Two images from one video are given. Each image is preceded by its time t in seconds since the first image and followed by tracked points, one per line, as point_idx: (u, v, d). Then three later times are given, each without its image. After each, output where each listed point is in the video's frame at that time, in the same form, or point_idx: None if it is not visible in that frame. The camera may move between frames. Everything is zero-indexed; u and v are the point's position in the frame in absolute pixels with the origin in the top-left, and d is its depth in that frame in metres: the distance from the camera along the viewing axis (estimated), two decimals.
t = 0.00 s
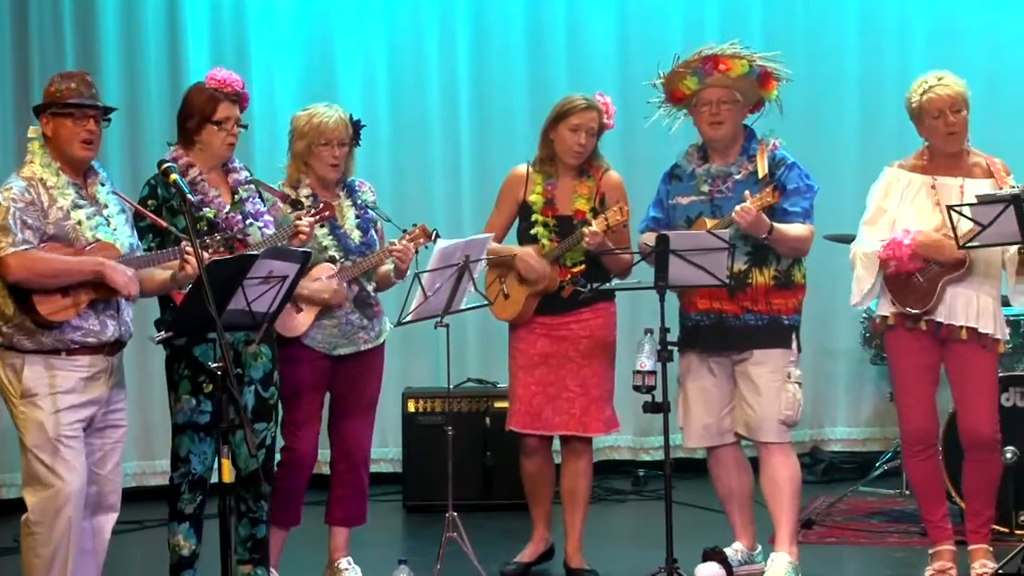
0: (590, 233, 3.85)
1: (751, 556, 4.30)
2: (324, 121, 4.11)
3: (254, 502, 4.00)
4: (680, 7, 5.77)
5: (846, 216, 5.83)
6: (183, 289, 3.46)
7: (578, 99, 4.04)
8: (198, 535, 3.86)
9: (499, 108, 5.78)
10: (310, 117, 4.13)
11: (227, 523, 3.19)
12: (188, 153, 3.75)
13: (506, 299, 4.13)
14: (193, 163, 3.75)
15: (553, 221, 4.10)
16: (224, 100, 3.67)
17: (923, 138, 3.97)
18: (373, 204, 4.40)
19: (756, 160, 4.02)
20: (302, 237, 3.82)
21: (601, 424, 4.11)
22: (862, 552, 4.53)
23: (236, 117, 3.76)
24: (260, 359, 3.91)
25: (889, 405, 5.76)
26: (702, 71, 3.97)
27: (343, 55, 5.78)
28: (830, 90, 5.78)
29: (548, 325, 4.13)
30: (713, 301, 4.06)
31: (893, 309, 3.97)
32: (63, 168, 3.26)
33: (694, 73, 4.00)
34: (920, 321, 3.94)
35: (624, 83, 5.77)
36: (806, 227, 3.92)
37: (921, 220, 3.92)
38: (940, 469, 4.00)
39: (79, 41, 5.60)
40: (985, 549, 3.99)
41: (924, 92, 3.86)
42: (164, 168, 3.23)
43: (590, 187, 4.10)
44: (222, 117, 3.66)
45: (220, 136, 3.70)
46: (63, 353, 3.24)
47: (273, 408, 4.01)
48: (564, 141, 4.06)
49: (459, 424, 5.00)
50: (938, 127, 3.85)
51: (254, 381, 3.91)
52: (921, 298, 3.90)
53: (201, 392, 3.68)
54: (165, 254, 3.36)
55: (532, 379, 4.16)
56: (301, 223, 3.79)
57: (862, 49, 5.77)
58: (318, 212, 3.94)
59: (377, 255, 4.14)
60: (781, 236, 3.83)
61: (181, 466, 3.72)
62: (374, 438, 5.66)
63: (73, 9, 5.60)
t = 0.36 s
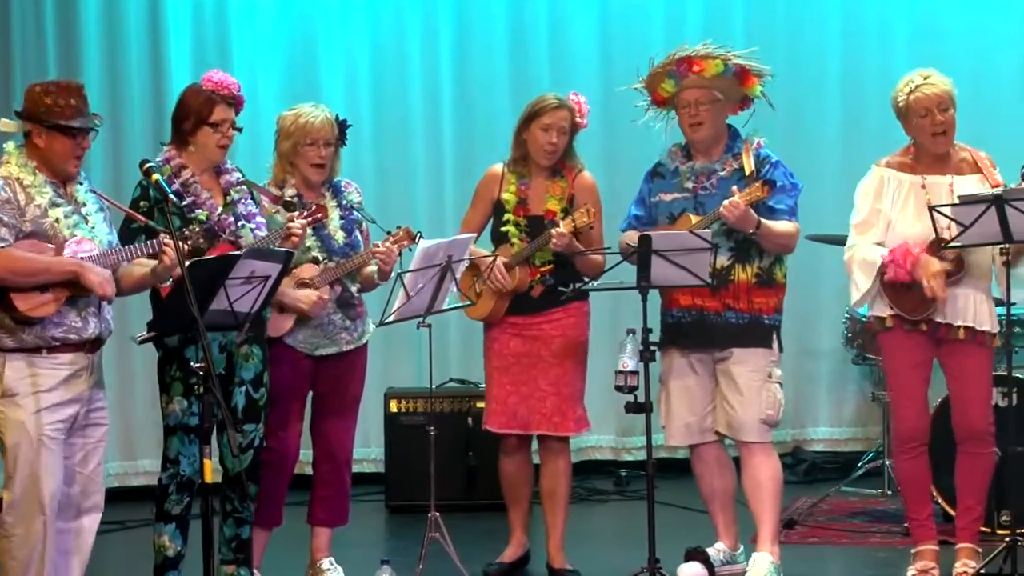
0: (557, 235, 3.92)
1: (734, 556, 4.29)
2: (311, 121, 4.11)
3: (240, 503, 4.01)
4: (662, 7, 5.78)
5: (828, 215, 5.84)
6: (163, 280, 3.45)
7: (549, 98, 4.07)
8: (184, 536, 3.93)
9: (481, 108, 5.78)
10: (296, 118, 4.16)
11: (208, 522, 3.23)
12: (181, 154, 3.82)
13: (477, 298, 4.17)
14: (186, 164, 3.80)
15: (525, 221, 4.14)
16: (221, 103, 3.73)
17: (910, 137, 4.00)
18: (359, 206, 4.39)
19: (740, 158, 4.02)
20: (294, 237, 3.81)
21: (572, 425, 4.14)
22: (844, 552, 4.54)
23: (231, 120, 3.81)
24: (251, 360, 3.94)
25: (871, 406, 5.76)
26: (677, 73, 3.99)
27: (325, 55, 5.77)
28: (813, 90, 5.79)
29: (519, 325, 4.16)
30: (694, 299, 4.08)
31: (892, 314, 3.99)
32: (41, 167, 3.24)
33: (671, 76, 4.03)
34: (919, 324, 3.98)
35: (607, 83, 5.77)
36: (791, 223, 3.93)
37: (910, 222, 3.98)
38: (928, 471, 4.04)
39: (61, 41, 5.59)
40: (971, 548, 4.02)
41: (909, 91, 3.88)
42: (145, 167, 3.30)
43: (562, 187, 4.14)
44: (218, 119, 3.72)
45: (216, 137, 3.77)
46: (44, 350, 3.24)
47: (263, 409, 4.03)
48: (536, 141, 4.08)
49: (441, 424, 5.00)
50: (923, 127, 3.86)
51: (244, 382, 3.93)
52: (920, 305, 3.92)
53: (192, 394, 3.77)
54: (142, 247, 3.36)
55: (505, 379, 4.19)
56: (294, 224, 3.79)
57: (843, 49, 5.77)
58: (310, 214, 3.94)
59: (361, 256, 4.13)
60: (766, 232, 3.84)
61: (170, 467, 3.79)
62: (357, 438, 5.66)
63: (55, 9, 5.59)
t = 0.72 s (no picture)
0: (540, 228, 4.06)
1: (714, 555, 4.30)
2: (295, 123, 4.10)
3: (222, 504, 4.02)
4: (642, 8, 5.78)
5: (808, 216, 5.85)
6: (140, 282, 3.48)
7: (511, 99, 4.19)
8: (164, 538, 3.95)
9: (462, 109, 5.78)
10: (282, 116, 4.15)
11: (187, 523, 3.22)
12: (164, 155, 3.77)
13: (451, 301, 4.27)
14: (169, 166, 3.75)
15: (494, 221, 4.27)
16: (205, 104, 3.69)
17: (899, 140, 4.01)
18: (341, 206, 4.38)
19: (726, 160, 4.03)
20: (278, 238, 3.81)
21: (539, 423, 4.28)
22: (823, 552, 4.55)
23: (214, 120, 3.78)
24: (236, 361, 3.91)
25: (850, 406, 5.77)
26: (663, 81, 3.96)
27: (306, 55, 5.76)
28: (793, 90, 5.79)
29: (487, 326, 4.30)
30: (677, 300, 4.06)
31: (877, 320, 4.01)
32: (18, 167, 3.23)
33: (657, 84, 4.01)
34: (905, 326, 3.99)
35: (587, 84, 5.78)
36: (777, 224, 3.94)
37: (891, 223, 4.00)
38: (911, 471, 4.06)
39: (40, 41, 5.57)
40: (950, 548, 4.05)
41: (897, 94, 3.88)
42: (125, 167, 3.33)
43: (529, 185, 4.28)
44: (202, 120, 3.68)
45: (199, 138, 3.73)
46: (22, 353, 3.23)
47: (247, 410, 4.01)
48: (500, 140, 4.20)
49: (421, 424, 4.99)
50: (910, 130, 3.89)
51: (228, 382, 3.91)
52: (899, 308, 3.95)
53: (174, 396, 3.76)
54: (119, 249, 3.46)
55: (475, 380, 4.33)
56: (278, 225, 3.79)
57: (823, 50, 5.78)
58: (294, 215, 3.97)
59: (341, 254, 4.14)
60: (750, 232, 3.85)
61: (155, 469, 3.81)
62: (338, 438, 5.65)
63: (34, 9, 5.60)
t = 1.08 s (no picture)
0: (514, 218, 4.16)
1: (689, 556, 4.31)
2: (277, 118, 4.11)
3: (197, 504, 4.01)
4: (617, 7, 5.79)
5: (785, 215, 5.85)
6: (113, 279, 3.44)
7: (465, 96, 4.26)
8: (139, 537, 3.89)
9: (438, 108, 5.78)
10: (264, 114, 4.15)
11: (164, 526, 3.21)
12: (138, 155, 3.69)
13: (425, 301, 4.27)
14: (142, 165, 3.67)
15: (461, 216, 4.32)
16: (177, 103, 3.60)
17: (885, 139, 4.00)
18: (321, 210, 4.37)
19: (713, 167, 4.01)
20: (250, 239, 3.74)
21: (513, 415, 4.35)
22: (798, 552, 4.55)
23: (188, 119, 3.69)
24: (209, 361, 3.86)
25: (826, 406, 5.78)
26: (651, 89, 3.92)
27: (281, 55, 5.76)
28: (769, 91, 5.79)
29: (462, 323, 4.34)
30: (665, 307, 4.03)
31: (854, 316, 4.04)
32: None
33: (645, 91, 3.96)
34: (880, 325, 4.01)
35: (564, 83, 5.79)
36: (764, 234, 3.93)
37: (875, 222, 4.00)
38: (884, 469, 4.07)
39: (15, 40, 5.56)
40: (927, 547, 4.08)
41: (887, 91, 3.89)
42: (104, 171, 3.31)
43: (489, 178, 4.36)
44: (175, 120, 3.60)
45: (172, 138, 3.64)
46: None
47: (222, 410, 3.96)
48: (456, 138, 4.27)
49: (396, 424, 5.00)
50: (894, 127, 3.89)
51: (202, 382, 3.87)
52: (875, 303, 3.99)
53: (146, 395, 3.73)
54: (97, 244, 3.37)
55: (452, 380, 4.37)
56: (250, 225, 3.72)
57: (799, 50, 5.79)
58: (267, 215, 3.91)
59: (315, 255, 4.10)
60: (739, 247, 3.83)
61: (126, 468, 3.77)
62: (311, 438, 5.65)
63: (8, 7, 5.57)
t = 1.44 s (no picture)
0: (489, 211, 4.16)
1: (665, 555, 4.20)
2: (256, 119, 4.12)
3: (170, 504, 3.99)
4: (593, 8, 5.79)
5: (762, 215, 5.85)
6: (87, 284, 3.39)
7: (428, 100, 4.33)
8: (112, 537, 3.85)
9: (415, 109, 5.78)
10: (243, 115, 4.16)
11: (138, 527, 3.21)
12: (109, 154, 3.68)
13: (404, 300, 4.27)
14: (114, 164, 3.66)
15: (436, 218, 4.33)
16: (147, 102, 3.58)
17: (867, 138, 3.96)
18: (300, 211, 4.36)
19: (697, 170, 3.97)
20: (219, 237, 3.71)
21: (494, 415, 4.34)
22: (774, 552, 4.55)
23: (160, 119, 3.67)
24: (181, 360, 3.86)
25: (802, 406, 5.76)
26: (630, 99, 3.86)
27: (257, 56, 5.76)
28: (746, 91, 5.79)
29: (443, 324, 4.34)
30: (658, 311, 3.95)
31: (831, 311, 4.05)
32: None
33: (624, 99, 3.90)
34: (855, 320, 4.02)
35: (540, 84, 5.79)
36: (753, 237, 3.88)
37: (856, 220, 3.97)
38: (863, 470, 4.05)
39: None
40: (903, 547, 4.04)
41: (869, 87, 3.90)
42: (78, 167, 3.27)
43: (458, 177, 4.41)
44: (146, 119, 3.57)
45: (144, 137, 3.61)
46: None
47: (194, 410, 3.96)
48: (423, 143, 4.32)
49: (373, 423, 5.00)
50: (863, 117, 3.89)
51: (173, 383, 3.87)
52: (847, 297, 3.95)
53: (116, 394, 3.70)
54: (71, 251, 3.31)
55: (432, 380, 4.37)
56: (216, 224, 3.68)
57: (776, 51, 5.79)
58: (236, 212, 3.87)
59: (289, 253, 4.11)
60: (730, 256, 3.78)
61: (98, 468, 3.72)
62: (288, 439, 5.65)
63: None
